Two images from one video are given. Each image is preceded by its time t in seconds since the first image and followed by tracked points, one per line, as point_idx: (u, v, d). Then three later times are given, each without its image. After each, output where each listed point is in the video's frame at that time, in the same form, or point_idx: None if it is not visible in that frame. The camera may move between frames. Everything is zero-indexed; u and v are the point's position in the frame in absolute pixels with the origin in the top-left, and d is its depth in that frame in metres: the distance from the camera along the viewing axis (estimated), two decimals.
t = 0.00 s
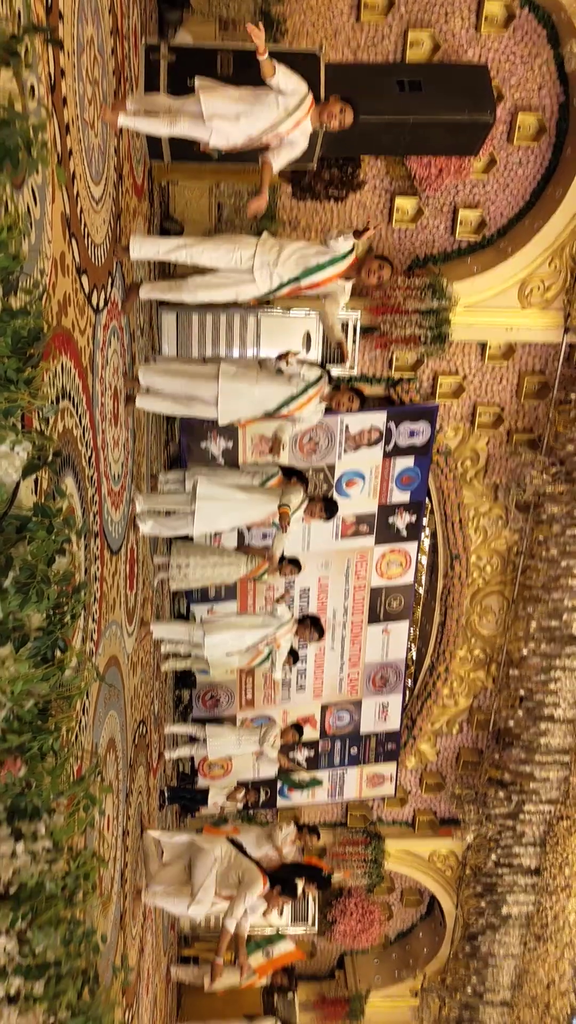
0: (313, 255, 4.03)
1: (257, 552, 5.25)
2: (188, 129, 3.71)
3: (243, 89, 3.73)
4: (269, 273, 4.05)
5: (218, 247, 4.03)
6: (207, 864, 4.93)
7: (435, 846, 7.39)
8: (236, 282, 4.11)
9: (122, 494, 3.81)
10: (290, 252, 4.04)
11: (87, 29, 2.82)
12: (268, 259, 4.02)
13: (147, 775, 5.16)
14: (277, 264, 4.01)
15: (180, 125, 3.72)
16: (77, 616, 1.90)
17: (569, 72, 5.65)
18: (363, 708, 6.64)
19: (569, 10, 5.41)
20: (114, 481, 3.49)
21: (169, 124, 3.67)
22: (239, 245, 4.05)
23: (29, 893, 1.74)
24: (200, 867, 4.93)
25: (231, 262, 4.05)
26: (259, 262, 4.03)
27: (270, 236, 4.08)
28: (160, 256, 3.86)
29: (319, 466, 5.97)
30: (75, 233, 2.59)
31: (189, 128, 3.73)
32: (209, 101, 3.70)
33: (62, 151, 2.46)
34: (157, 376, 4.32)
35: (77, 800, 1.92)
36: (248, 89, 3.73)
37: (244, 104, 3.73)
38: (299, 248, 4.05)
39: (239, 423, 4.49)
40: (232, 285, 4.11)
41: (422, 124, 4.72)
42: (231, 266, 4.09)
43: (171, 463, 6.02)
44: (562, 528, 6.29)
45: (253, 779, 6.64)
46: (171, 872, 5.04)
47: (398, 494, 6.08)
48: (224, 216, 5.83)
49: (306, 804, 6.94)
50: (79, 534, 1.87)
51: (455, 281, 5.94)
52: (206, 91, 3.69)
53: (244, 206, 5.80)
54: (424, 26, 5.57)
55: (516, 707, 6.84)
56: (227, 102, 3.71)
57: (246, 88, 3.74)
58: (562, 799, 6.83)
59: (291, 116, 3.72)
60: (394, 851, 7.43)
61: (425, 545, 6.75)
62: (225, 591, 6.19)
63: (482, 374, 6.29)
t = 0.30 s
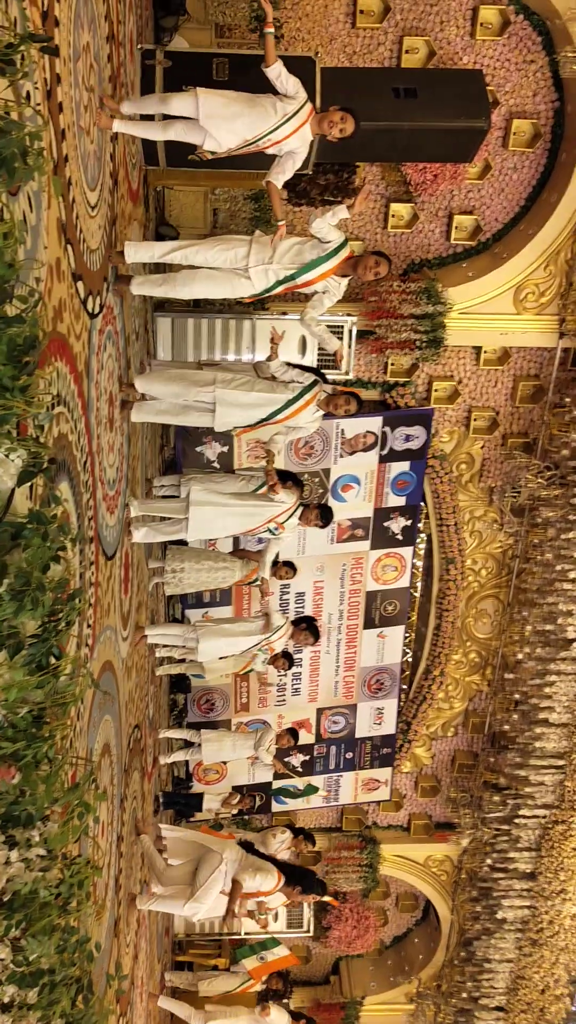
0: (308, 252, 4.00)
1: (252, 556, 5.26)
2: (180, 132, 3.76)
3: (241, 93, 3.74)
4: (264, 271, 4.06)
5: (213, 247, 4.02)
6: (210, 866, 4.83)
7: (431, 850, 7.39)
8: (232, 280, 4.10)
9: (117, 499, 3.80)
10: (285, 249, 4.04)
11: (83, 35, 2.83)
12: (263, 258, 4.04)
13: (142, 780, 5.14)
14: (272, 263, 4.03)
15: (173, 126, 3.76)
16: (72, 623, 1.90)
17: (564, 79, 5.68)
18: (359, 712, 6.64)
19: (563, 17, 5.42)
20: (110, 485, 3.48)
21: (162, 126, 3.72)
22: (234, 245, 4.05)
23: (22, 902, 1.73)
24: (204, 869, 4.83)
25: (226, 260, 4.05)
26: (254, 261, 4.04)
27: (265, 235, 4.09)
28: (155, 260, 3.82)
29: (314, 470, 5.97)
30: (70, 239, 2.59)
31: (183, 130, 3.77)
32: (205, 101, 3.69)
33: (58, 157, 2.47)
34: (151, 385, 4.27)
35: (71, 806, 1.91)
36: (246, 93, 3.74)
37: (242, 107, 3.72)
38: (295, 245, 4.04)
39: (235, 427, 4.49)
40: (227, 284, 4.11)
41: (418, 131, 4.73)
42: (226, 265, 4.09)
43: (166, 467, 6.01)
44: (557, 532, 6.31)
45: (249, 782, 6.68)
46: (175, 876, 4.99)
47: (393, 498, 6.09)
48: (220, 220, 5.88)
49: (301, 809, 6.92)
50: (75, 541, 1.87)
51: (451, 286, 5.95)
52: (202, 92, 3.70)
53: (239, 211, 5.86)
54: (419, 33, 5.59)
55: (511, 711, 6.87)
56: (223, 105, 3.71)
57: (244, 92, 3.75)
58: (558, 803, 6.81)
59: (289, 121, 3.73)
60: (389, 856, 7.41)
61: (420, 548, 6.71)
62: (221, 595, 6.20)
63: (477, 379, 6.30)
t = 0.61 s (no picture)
0: (300, 257, 4.01)
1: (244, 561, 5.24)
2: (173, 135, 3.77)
3: (234, 94, 3.71)
4: (258, 274, 4.06)
5: (207, 250, 4.03)
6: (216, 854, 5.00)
7: (424, 856, 7.39)
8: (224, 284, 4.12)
9: (110, 504, 3.80)
10: (278, 253, 4.04)
11: (77, 42, 2.84)
12: (256, 261, 4.03)
13: (135, 786, 5.12)
14: (266, 266, 4.03)
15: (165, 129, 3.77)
16: (65, 629, 1.90)
17: (556, 88, 5.72)
18: (352, 718, 6.63)
19: (554, 26, 5.44)
20: (103, 491, 3.48)
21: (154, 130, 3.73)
22: (227, 248, 4.04)
23: (14, 908, 1.73)
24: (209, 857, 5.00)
25: (219, 263, 4.05)
26: (248, 264, 4.03)
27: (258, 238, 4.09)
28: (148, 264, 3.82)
29: (307, 476, 5.96)
30: (64, 244, 2.60)
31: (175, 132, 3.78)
32: (198, 106, 3.67)
33: (52, 163, 2.47)
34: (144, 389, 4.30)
35: (65, 812, 1.91)
36: (239, 95, 3.72)
37: (235, 108, 3.72)
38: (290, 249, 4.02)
39: (227, 431, 4.49)
40: (221, 285, 4.13)
41: (411, 138, 4.76)
42: (220, 268, 4.09)
43: (159, 473, 6.01)
44: (550, 539, 6.34)
45: (241, 788, 6.65)
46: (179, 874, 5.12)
47: (386, 504, 6.10)
48: (213, 227, 5.87)
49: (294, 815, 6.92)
50: (68, 546, 1.87)
51: (443, 293, 5.98)
52: (194, 96, 3.67)
53: (233, 217, 5.86)
54: (412, 41, 5.63)
55: (503, 717, 6.91)
56: (216, 107, 3.70)
57: (236, 93, 3.72)
58: (550, 808, 6.79)
59: (284, 123, 3.74)
60: (382, 863, 7.39)
61: (413, 553, 6.72)
62: (214, 600, 6.20)
63: (469, 385, 6.32)
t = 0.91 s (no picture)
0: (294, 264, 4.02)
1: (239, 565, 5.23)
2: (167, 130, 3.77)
3: (229, 87, 3.73)
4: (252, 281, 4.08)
5: (201, 256, 4.04)
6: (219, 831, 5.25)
7: (416, 862, 7.38)
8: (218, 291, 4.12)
9: (104, 509, 3.80)
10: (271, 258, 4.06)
11: (71, 47, 2.84)
12: (250, 268, 4.04)
13: (127, 791, 5.10)
14: (259, 274, 4.04)
15: (159, 123, 3.76)
16: (57, 634, 1.89)
17: (548, 96, 5.75)
18: (345, 723, 6.62)
19: (546, 34, 5.48)
20: (96, 495, 3.48)
21: (149, 125, 3.74)
22: (221, 255, 4.05)
23: (6, 913, 1.72)
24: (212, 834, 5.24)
25: (213, 270, 4.06)
26: (242, 271, 4.05)
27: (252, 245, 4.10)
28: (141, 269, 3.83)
29: (301, 481, 5.98)
30: (58, 249, 2.60)
31: (169, 127, 3.77)
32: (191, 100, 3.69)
33: (46, 167, 2.48)
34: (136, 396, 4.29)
35: (57, 817, 1.90)
36: (235, 88, 3.74)
37: (231, 104, 3.73)
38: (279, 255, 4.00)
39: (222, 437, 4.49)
40: (214, 292, 4.12)
41: (404, 145, 4.79)
42: (214, 275, 4.10)
43: (153, 477, 6.01)
44: (542, 545, 6.35)
45: (234, 794, 6.63)
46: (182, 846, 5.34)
47: (379, 509, 6.10)
48: (207, 232, 5.87)
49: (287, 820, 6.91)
50: (61, 550, 1.86)
51: (436, 299, 6.00)
52: (188, 89, 3.69)
53: (227, 222, 5.87)
54: (405, 49, 5.66)
55: (496, 722, 6.90)
56: (211, 99, 3.71)
57: (232, 86, 3.74)
58: (543, 814, 6.76)
59: (280, 116, 3.73)
60: (375, 867, 7.40)
61: (406, 558, 6.75)
62: (207, 605, 6.19)
63: (462, 391, 6.34)
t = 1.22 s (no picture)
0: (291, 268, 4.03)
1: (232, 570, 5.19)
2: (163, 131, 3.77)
3: (224, 87, 3.73)
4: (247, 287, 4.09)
5: (196, 262, 4.05)
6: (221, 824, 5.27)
7: (410, 866, 7.37)
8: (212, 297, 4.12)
9: (98, 513, 3.79)
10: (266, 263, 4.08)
11: (66, 52, 2.85)
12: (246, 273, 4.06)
13: (121, 796, 5.09)
14: (254, 278, 4.06)
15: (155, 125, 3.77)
16: (51, 639, 1.89)
17: (542, 103, 5.78)
18: (339, 727, 6.62)
19: (540, 42, 5.50)
20: (90, 499, 3.47)
21: (144, 126, 3.70)
22: (217, 261, 4.07)
23: None
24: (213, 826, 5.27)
25: (208, 275, 4.07)
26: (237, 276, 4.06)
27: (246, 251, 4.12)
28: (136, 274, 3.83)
29: (295, 486, 5.98)
30: (52, 252, 2.60)
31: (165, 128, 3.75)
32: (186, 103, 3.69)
33: (40, 171, 2.48)
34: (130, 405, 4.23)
35: (49, 822, 1.89)
36: (230, 89, 3.73)
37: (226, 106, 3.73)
38: (275, 265, 4.05)
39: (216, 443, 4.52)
40: (208, 297, 4.12)
41: (399, 151, 4.81)
42: (209, 280, 4.11)
43: (147, 481, 6.00)
44: (535, 550, 6.35)
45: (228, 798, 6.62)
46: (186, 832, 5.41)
47: (373, 514, 6.12)
48: (202, 237, 5.87)
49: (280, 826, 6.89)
50: (54, 554, 1.86)
51: (430, 304, 6.02)
52: (183, 91, 3.67)
53: (221, 227, 5.88)
54: (400, 55, 5.68)
55: (490, 726, 6.89)
56: (206, 101, 3.71)
57: (226, 88, 3.73)
58: (536, 818, 6.75)
59: (273, 120, 3.73)
60: (369, 872, 7.36)
61: (400, 563, 6.77)
62: (201, 609, 6.18)
63: (456, 396, 6.36)
